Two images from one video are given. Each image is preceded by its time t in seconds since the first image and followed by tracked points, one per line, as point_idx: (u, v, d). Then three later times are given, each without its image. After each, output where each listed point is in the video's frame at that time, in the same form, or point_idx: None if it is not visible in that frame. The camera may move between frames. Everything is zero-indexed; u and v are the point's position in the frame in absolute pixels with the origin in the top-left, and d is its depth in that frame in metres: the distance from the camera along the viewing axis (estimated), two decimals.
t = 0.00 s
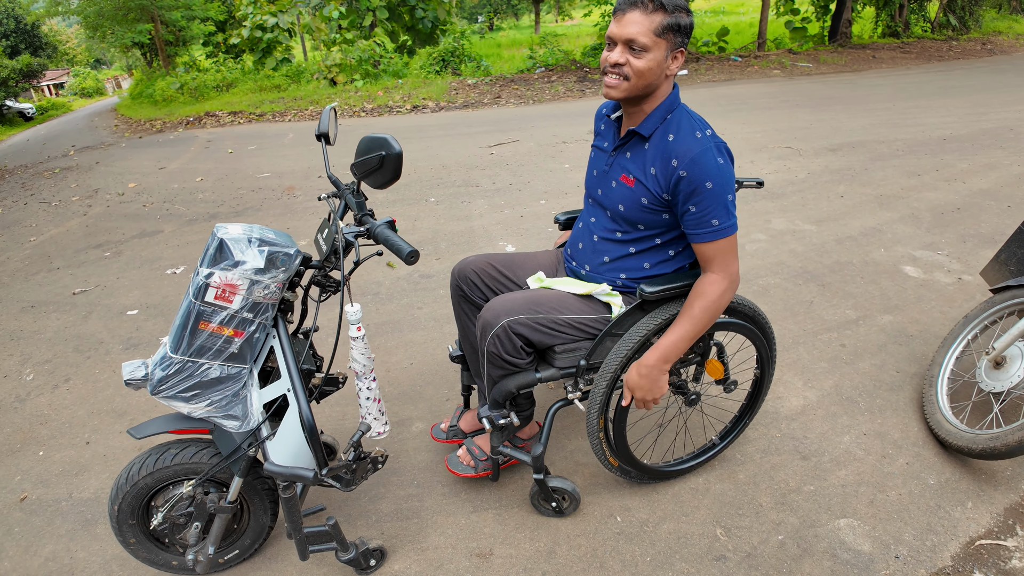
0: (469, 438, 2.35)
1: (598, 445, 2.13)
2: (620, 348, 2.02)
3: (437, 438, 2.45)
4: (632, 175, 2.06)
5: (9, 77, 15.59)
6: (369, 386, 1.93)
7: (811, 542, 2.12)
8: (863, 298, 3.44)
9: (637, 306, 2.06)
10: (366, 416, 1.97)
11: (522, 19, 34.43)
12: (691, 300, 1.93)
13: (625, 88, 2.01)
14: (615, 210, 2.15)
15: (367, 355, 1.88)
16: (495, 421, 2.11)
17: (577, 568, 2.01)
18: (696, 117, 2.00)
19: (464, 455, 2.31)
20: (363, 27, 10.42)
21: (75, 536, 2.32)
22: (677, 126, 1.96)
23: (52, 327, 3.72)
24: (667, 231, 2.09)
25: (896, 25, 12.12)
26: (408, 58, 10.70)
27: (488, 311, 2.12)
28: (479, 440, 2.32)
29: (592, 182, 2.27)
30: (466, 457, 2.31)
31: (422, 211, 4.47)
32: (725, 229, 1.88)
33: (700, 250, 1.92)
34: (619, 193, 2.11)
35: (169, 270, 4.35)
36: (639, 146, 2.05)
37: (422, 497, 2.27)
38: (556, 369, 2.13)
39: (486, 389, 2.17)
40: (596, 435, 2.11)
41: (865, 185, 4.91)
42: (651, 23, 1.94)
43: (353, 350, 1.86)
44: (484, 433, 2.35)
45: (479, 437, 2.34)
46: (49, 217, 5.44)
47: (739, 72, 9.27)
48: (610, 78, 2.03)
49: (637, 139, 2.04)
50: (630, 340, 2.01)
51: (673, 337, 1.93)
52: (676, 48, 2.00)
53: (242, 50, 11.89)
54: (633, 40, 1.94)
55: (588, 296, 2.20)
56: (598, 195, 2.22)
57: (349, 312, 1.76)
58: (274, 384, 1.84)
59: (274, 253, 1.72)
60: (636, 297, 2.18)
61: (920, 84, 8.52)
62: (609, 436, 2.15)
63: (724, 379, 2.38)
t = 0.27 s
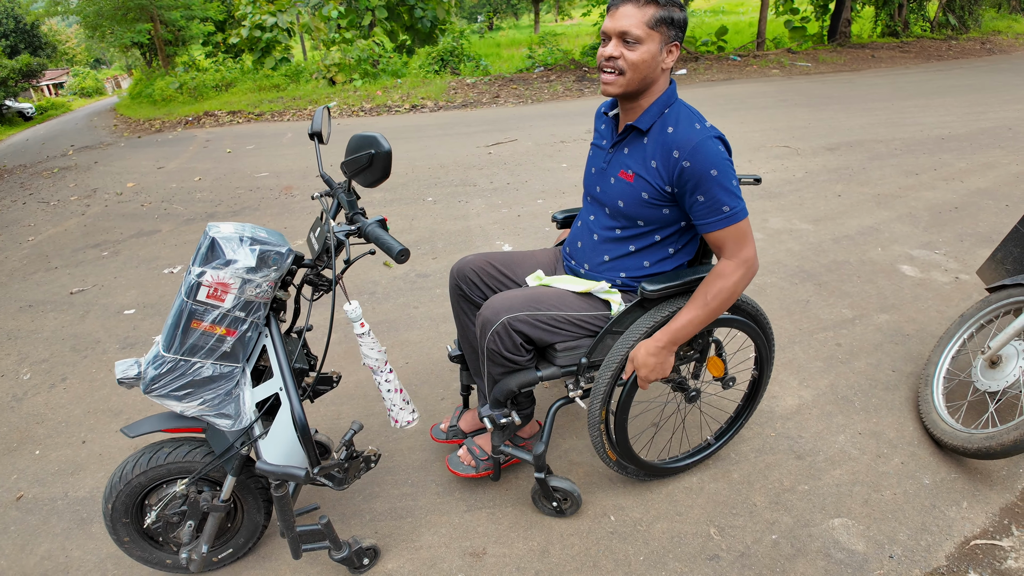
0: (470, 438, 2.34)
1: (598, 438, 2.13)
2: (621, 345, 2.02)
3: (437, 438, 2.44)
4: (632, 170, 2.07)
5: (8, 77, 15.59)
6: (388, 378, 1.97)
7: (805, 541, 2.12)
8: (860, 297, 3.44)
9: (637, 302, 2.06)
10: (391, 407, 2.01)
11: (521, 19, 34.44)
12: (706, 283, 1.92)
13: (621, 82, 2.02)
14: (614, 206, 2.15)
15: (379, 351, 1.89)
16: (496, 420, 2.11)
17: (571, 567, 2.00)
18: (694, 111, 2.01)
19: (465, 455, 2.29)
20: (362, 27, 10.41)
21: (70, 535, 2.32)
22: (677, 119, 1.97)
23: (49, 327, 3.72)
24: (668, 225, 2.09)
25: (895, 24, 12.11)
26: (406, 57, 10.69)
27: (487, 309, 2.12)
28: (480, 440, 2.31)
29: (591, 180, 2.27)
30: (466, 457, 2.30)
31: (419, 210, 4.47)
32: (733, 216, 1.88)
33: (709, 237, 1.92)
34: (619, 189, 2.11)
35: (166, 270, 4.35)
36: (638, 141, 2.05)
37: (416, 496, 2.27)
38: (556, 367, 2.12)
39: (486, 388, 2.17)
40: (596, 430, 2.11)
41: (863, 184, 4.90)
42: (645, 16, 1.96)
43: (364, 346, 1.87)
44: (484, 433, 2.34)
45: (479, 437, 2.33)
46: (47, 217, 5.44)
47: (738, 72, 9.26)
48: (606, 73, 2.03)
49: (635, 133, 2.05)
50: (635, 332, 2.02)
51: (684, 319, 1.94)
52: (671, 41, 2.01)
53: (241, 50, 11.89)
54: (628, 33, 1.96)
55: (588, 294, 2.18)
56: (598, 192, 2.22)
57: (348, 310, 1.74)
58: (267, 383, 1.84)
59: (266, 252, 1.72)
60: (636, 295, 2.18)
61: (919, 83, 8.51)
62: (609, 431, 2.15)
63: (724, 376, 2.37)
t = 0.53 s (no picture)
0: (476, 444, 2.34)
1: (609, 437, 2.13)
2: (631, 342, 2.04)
3: (441, 445, 2.42)
4: (635, 171, 2.07)
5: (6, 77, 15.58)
6: (373, 384, 1.95)
7: (793, 543, 2.12)
8: (852, 297, 3.44)
9: (643, 301, 2.07)
10: (378, 413, 1.99)
11: (520, 18, 34.43)
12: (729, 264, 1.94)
13: (620, 86, 2.02)
14: (618, 207, 2.15)
15: (365, 356, 1.89)
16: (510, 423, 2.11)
17: (560, 569, 2.01)
18: (692, 109, 2.02)
19: (472, 461, 2.30)
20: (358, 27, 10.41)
21: (63, 536, 2.32)
22: (678, 118, 1.98)
23: (43, 329, 3.72)
24: (673, 223, 2.10)
25: (892, 23, 12.11)
26: (403, 57, 10.70)
27: (497, 313, 2.12)
28: (487, 445, 2.31)
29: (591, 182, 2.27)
30: (475, 462, 2.30)
31: (413, 211, 4.47)
32: (745, 205, 1.89)
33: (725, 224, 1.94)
34: (622, 190, 2.12)
35: (161, 271, 4.35)
36: (638, 141, 2.05)
37: (406, 498, 2.27)
38: (567, 368, 2.14)
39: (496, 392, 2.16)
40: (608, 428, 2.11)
41: (857, 184, 4.91)
42: (638, 20, 1.96)
43: (351, 351, 1.86)
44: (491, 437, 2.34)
45: (486, 442, 2.34)
46: (43, 218, 5.44)
47: (734, 71, 9.26)
48: (604, 79, 2.03)
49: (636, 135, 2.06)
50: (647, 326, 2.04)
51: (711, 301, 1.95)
52: (664, 41, 2.03)
53: (238, 50, 11.89)
54: (624, 38, 1.96)
55: (596, 294, 2.18)
56: (599, 194, 2.22)
57: (336, 313, 1.75)
58: (254, 386, 1.84)
59: (251, 255, 1.73)
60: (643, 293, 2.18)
61: (915, 82, 8.52)
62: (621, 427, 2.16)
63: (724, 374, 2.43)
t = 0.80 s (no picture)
0: (485, 454, 2.28)
1: (624, 434, 2.15)
2: (640, 342, 2.03)
3: (448, 458, 2.35)
4: (643, 171, 2.10)
5: None
6: (328, 397, 1.92)
7: (777, 542, 2.13)
8: (836, 295, 3.45)
9: (651, 296, 2.05)
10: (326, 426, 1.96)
11: (509, 18, 34.44)
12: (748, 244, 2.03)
13: (628, 94, 2.06)
14: (627, 207, 2.17)
15: (326, 365, 1.87)
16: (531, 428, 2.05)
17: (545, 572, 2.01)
18: (691, 106, 2.07)
19: (484, 472, 2.23)
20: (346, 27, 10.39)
21: (46, 544, 2.31)
22: (681, 117, 2.02)
23: (28, 335, 3.69)
24: (681, 218, 2.14)
25: (879, 21, 12.17)
26: (391, 58, 10.68)
27: (511, 318, 2.06)
28: (497, 454, 2.26)
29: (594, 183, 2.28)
30: (486, 473, 2.24)
31: (399, 213, 4.46)
32: (757, 189, 1.97)
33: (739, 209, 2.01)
34: (631, 191, 2.14)
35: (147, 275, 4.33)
36: (643, 142, 2.08)
37: (390, 502, 2.26)
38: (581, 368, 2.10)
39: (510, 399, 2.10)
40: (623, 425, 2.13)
41: (843, 182, 4.93)
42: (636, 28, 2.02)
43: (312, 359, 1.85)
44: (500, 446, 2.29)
45: (496, 451, 2.28)
46: (28, 223, 5.40)
47: (722, 70, 9.29)
48: (612, 91, 2.06)
49: (640, 136, 2.09)
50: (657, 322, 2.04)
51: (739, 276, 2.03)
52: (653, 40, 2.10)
53: (226, 52, 11.85)
54: (628, 47, 2.01)
55: (607, 293, 2.17)
56: (606, 195, 2.24)
57: (308, 319, 1.74)
58: (233, 392, 1.83)
59: (228, 261, 1.72)
60: (653, 288, 2.18)
61: (902, 79, 8.55)
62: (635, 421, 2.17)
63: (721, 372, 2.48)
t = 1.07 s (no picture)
0: (494, 464, 2.24)
1: (635, 423, 2.20)
2: (641, 341, 2.06)
3: (454, 473, 2.30)
4: (637, 168, 2.15)
5: None
6: (302, 398, 1.92)
7: (758, 535, 2.16)
8: (814, 291, 3.50)
9: (650, 289, 2.08)
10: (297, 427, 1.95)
11: (488, 18, 34.44)
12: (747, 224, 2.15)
13: (618, 100, 2.08)
14: (622, 203, 2.21)
15: (301, 366, 1.88)
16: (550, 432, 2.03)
17: (531, 569, 2.03)
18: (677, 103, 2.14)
19: (497, 482, 2.19)
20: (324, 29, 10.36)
21: (29, 554, 2.29)
22: (673, 113, 2.08)
23: (5, 343, 3.65)
24: (676, 211, 2.20)
25: (855, 19, 12.30)
26: (370, 59, 10.66)
27: (523, 322, 2.03)
28: (507, 462, 2.24)
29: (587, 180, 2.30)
30: (497, 482, 2.20)
31: (380, 214, 4.46)
32: (751, 173, 2.08)
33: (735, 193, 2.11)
34: (625, 187, 2.19)
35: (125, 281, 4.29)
36: (636, 140, 2.13)
37: (374, 504, 2.27)
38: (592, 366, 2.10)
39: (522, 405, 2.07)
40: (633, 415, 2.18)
41: (819, 178, 4.98)
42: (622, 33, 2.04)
43: (287, 361, 1.86)
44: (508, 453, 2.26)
45: (505, 460, 2.25)
46: (4, 230, 5.34)
47: (700, 69, 9.36)
48: (603, 97, 2.09)
49: (633, 134, 2.13)
50: (656, 317, 2.08)
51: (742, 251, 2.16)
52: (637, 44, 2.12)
53: (203, 54, 11.77)
54: (615, 54, 2.04)
55: (611, 288, 2.19)
56: (598, 191, 2.27)
57: (286, 323, 1.74)
58: (214, 396, 1.83)
59: (207, 265, 1.72)
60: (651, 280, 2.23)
61: (877, 77, 8.65)
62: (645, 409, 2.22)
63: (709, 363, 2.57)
